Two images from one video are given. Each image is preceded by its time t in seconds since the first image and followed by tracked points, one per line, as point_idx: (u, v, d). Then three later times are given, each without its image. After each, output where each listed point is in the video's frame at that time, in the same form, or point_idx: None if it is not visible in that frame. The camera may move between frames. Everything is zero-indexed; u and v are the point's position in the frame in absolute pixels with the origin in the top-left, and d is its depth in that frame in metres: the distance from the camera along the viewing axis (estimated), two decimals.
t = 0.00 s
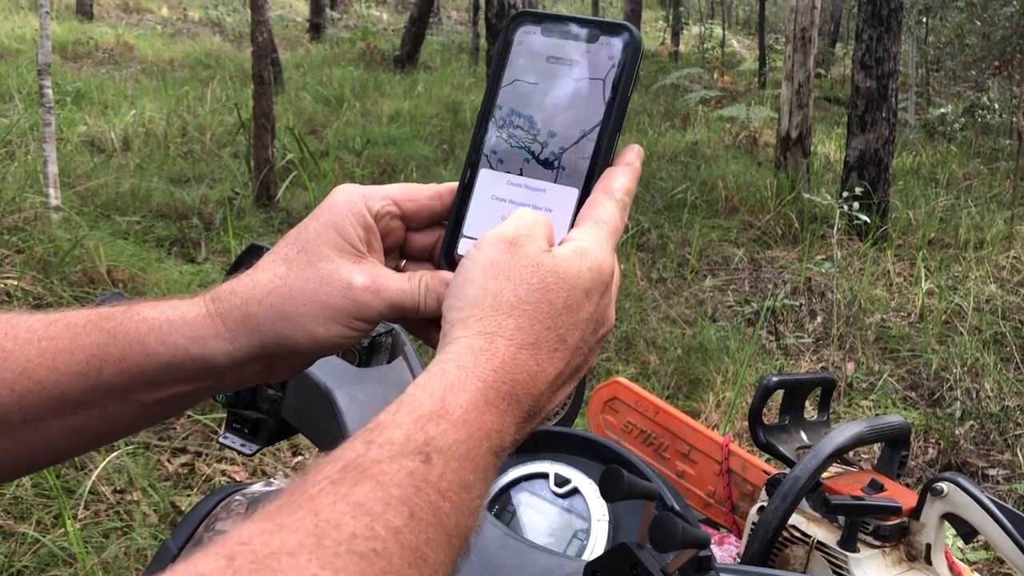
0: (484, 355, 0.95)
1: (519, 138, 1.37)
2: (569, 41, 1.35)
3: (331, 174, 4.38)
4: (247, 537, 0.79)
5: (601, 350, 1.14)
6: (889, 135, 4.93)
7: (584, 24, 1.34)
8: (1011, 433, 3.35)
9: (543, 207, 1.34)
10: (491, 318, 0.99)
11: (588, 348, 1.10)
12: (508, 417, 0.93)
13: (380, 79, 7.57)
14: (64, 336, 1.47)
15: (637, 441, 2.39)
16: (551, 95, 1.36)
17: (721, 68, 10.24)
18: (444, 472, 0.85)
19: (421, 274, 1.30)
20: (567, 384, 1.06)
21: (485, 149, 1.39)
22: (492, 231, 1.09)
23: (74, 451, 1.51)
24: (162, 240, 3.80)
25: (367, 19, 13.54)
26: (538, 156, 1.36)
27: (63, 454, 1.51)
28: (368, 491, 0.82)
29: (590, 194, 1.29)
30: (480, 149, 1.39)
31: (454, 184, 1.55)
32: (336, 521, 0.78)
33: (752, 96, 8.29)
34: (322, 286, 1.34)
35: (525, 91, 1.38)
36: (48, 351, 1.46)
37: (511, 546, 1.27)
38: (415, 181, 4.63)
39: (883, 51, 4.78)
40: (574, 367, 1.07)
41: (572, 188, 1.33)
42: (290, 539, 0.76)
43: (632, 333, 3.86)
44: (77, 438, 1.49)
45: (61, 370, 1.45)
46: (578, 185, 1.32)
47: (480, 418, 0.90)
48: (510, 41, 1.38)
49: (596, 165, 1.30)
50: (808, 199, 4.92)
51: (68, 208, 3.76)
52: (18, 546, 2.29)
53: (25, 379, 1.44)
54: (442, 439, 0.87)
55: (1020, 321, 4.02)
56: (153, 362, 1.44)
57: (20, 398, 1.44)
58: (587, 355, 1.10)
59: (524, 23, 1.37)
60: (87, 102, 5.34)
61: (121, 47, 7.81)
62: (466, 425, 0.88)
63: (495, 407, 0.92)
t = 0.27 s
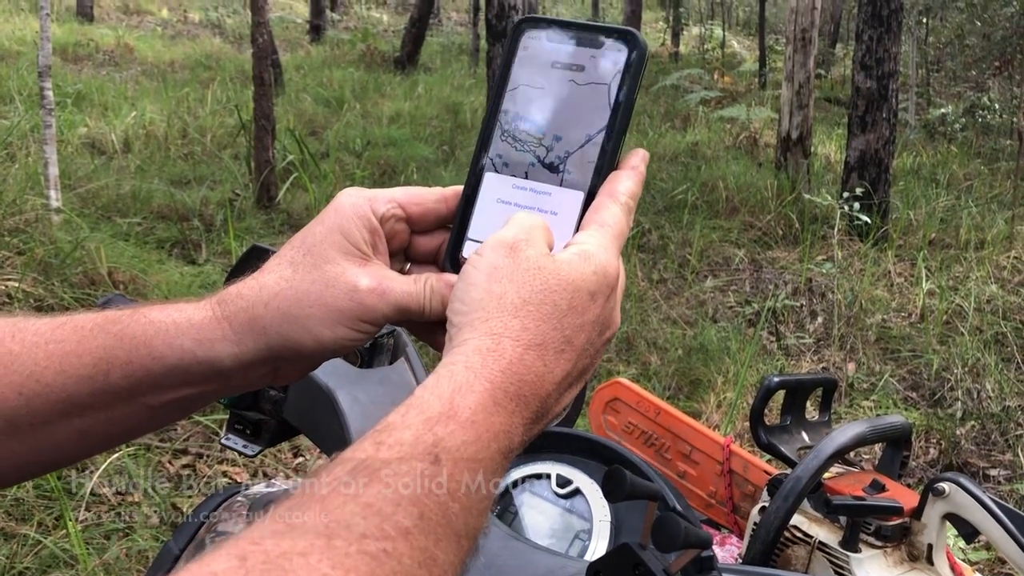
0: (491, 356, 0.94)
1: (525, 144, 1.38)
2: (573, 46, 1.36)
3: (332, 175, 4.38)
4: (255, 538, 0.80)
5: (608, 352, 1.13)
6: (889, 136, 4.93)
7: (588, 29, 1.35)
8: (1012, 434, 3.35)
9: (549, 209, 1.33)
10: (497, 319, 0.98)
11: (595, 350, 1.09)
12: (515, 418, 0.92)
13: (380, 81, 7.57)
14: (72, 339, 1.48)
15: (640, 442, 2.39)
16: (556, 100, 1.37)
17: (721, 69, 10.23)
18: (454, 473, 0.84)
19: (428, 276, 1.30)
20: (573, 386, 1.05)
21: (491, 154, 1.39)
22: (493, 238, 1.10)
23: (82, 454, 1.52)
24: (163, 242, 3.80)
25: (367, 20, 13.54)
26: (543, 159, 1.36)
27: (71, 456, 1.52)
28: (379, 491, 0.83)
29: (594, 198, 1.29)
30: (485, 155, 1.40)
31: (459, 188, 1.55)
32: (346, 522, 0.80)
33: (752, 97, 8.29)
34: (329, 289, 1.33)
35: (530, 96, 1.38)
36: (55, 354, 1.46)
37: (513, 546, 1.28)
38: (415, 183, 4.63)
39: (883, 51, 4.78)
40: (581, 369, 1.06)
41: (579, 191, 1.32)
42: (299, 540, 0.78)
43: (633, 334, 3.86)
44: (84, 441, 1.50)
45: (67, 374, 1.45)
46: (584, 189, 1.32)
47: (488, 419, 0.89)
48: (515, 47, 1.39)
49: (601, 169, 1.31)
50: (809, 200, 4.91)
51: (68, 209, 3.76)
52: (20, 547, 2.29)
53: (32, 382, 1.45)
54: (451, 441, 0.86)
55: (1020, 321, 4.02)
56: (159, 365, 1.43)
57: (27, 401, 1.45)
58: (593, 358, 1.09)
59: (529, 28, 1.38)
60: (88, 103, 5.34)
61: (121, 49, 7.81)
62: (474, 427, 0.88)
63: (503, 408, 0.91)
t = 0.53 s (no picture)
0: (488, 365, 0.95)
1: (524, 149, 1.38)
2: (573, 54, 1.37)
3: (332, 175, 4.38)
4: (257, 544, 0.82)
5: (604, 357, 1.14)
6: (889, 135, 4.93)
7: (588, 37, 1.37)
8: (1013, 433, 3.35)
9: (548, 215, 1.33)
10: (495, 328, 0.99)
11: (592, 355, 1.10)
12: (513, 426, 0.93)
13: (381, 81, 7.56)
14: (72, 342, 1.48)
15: (640, 441, 2.39)
16: (556, 106, 1.37)
17: (721, 69, 10.21)
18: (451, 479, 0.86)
19: (428, 282, 1.30)
20: (572, 392, 1.06)
21: (490, 159, 1.39)
22: (494, 243, 1.10)
23: (83, 455, 1.53)
24: (164, 242, 3.80)
25: (367, 20, 13.53)
26: (543, 165, 1.36)
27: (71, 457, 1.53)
28: (374, 501, 0.85)
29: (592, 206, 1.29)
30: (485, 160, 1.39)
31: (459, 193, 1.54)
32: (343, 530, 0.82)
33: (753, 96, 8.28)
34: (328, 293, 1.33)
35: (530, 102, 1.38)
36: (56, 357, 1.47)
37: (515, 546, 1.31)
38: (416, 182, 4.63)
39: (884, 50, 4.77)
40: (580, 375, 1.07)
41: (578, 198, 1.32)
42: (296, 548, 0.80)
43: (634, 333, 3.86)
44: (85, 443, 1.51)
45: (68, 376, 1.46)
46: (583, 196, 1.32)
47: (485, 428, 0.90)
48: (516, 54, 1.40)
49: (600, 177, 1.32)
50: (809, 199, 4.91)
51: (69, 210, 3.77)
52: (21, 547, 2.29)
53: (32, 385, 1.45)
54: (447, 449, 0.88)
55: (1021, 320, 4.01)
56: (160, 369, 1.45)
57: (28, 404, 1.45)
58: (591, 363, 1.09)
59: (529, 35, 1.39)
60: (88, 103, 5.34)
61: (121, 49, 7.81)
62: (471, 435, 0.89)
63: (501, 417, 0.92)
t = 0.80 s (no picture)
0: (484, 362, 0.94)
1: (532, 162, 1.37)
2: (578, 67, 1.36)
3: (332, 175, 4.38)
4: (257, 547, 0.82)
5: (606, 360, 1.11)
6: (889, 135, 4.93)
7: (592, 49, 1.35)
8: (1014, 431, 3.35)
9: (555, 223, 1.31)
10: (488, 329, 0.98)
11: (593, 358, 1.07)
12: (513, 419, 0.92)
13: (381, 81, 7.56)
14: (92, 338, 1.49)
15: (641, 440, 2.39)
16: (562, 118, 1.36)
17: (721, 68, 10.21)
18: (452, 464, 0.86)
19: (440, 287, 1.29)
20: (573, 395, 1.03)
21: (499, 171, 1.39)
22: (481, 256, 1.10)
23: (94, 450, 1.53)
24: (164, 242, 3.81)
25: (366, 20, 13.53)
26: (550, 175, 1.35)
27: (83, 452, 1.53)
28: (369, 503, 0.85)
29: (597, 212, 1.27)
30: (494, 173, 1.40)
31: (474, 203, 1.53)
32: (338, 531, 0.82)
33: (752, 96, 8.28)
34: (343, 296, 1.33)
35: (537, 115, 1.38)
36: (76, 351, 1.48)
37: (519, 546, 1.33)
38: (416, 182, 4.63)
39: (883, 50, 4.77)
40: (581, 377, 1.04)
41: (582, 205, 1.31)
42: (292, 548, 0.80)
43: (634, 333, 3.86)
44: (97, 438, 1.50)
45: (87, 371, 1.47)
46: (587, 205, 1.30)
47: (484, 419, 0.90)
48: (523, 69, 1.40)
49: (603, 185, 1.29)
50: (809, 199, 4.91)
51: (69, 210, 3.77)
52: (22, 547, 2.30)
53: (52, 378, 1.46)
54: (446, 440, 0.88)
55: (1021, 320, 4.02)
56: (178, 365, 1.46)
57: (47, 397, 1.45)
58: (591, 366, 1.07)
59: (537, 50, 1.40)
60: (88, 104, 5.35)
61: (122, 50, 7.81)
62: (471, 427, 0.89)
63: (500, 409, 0.91)
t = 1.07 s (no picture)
0: (481, 283, 0.92)
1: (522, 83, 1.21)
2: None
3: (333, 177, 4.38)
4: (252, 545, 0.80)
5: (614, 274, 1.07)
6: (890, 137, 4.92)
7: None
8: (1014, 434, 3.37)
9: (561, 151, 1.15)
10: (483, 251, 0.95)
11: (599, 272, 1.03)
12: (516, 338, 0.91)
13: (382, 84, 7.58)
14: (93, 291, 1.50)
15: (640, 442, 2.39)
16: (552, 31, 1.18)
17: (722, 71, 10.24)
18: (456, 389, 0.87)
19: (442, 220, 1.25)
20: (580, 310, 1.01)
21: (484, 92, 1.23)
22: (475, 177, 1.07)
23: (100, 409, 1.53)
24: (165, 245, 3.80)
25: (367, 24, 13.57)
26: (550, 98, 1.18)
27: (91, 412, 1.52)
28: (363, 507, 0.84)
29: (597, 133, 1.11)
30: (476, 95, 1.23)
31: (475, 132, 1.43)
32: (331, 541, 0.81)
33: (753, 98, 8.28)
34: (343, 234, 1.32)
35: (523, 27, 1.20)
36: (79, 304, 1.48)
37: (517, 547, 1.31)
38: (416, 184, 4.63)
39: (884, 52, 4.77)
40: (586, 292, 1.02)
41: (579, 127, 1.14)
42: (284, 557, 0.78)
43: (634, 335, 3.86)
44: (105, 393, 1.49)
45: (91, 324, 1.47)
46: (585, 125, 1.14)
47: (486, 340, 0.90)
48: None
49: (604, 105, 1.14)
50: (810, 200, 4.90)
51: (70, 213, 3.78)
52: (23, 550, 2.32)
53: (57, 333, 1.45)
54: (449, 358, 0.88)
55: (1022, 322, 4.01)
56: (181, 313, 1.47)
57: (52, 352, 1.45)
58: (599, 278, 1.04)
59: None
60: (89, 107, 5.36)
61: (123, 53, 7.83)
62: (474, 346, 0.89)
63: (500, 332, 0.90)
